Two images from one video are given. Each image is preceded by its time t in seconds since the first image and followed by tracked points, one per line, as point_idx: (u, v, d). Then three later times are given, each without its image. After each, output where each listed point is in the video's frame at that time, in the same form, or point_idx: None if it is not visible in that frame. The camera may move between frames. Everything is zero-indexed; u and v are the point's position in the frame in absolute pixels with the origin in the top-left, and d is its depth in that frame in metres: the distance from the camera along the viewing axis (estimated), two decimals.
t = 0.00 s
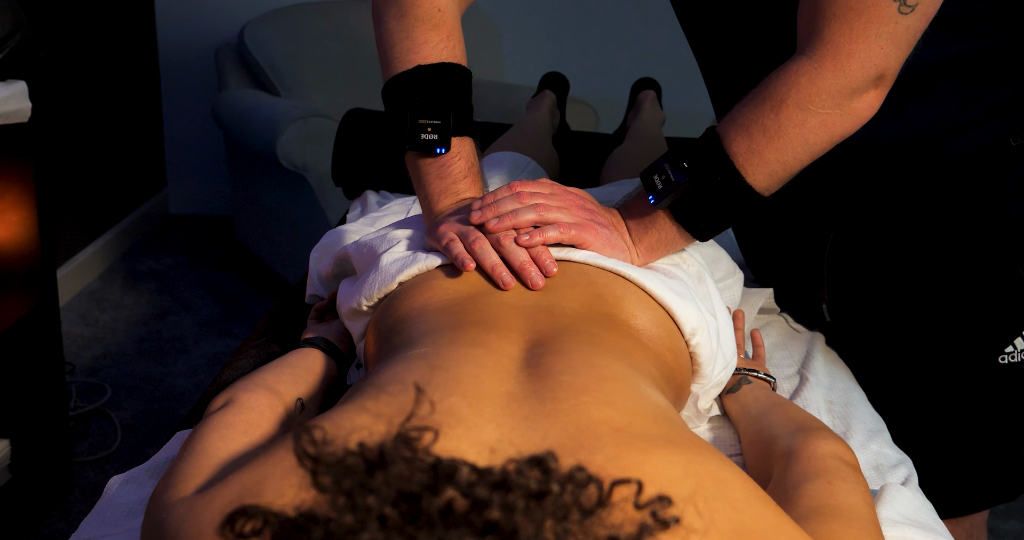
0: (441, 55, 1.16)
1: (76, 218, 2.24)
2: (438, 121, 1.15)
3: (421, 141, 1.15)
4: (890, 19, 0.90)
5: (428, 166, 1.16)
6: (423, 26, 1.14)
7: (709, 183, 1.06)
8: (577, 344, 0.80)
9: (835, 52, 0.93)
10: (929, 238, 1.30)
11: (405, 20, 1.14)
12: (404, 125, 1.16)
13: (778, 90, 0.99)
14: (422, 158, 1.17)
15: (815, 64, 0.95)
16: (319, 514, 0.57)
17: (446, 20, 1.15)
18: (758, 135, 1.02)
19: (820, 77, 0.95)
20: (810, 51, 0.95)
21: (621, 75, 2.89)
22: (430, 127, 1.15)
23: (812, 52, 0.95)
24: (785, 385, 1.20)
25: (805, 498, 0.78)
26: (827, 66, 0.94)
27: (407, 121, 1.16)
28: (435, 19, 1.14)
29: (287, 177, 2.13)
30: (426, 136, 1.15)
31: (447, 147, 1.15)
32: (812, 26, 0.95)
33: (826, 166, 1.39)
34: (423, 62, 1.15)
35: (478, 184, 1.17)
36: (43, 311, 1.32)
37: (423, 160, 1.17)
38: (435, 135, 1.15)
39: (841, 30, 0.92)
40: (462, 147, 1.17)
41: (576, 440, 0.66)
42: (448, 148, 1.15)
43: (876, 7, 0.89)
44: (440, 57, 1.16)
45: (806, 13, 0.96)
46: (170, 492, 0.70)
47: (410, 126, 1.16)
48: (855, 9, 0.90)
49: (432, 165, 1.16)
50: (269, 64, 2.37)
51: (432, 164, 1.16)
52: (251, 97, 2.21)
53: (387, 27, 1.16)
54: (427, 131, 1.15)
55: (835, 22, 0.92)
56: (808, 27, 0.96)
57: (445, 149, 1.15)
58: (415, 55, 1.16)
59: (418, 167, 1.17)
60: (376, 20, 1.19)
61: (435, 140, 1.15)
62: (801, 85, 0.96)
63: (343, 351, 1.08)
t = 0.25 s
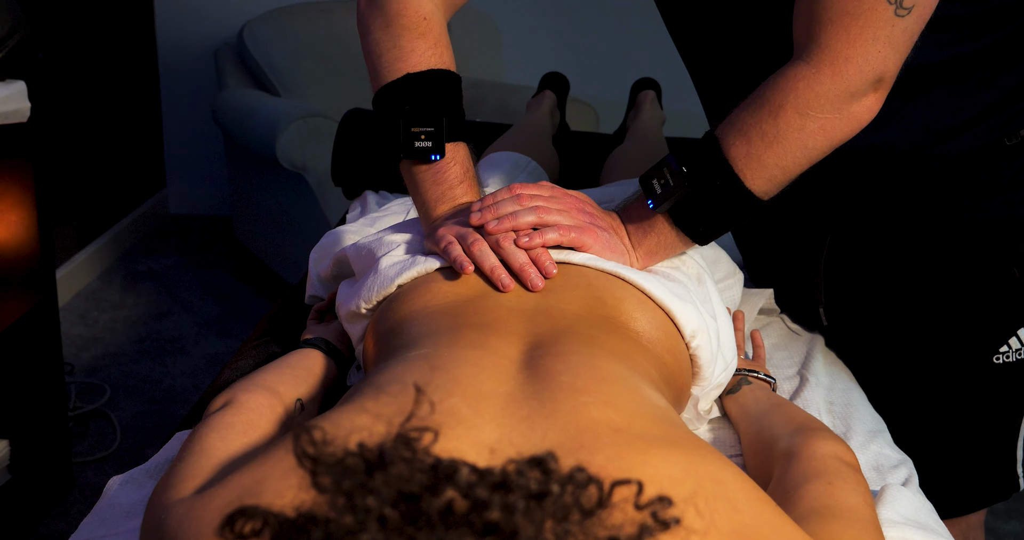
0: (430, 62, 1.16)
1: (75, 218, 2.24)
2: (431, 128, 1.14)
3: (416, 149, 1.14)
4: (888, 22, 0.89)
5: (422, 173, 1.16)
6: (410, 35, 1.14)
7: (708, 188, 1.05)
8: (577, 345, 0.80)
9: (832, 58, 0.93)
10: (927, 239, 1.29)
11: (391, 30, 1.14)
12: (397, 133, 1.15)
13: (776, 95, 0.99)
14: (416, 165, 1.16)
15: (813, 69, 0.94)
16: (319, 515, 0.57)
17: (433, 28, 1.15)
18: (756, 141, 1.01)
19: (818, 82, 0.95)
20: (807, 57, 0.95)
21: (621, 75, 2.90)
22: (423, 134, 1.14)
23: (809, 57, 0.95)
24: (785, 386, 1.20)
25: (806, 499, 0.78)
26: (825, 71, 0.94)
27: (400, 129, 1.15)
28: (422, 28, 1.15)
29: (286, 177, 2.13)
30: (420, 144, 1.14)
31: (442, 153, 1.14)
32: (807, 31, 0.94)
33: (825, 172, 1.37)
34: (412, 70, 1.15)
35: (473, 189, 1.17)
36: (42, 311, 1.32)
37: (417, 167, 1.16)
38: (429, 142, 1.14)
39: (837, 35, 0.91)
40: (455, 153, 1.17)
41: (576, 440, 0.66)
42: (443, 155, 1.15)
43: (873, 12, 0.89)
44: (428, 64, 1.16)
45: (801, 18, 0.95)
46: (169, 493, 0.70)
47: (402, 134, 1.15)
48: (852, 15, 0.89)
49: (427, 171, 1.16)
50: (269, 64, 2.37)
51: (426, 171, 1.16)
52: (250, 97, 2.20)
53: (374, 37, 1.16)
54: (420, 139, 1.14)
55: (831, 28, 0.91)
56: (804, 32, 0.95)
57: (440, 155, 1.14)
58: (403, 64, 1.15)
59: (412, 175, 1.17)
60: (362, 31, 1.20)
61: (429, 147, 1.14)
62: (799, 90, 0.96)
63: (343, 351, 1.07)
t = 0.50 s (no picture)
0: (421, 67, 1.16)
1: (74, 218, 2.24)
2: (425, 133, 1.14)
3: (411, 155, 1.14)
4: (886, 24, 0.89)
5: (418, 179, 1.15)
6: (399, 42, 1.14)
7: (707, 192, 1.05)
8: (576, 347, 0.79)
9: (831, 62, 0.93)
10: (928, 239, 1.29)
11: (380, 38, 1.15)
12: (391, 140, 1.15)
13: (775, 100, 0.98)
14: (412, 171, 1.16)
15: (812, 74, 0.94)
16: (318, 515, 0.57)
17: (422, 34, 1.15)
18: (755, 145, 1.01)
19: (817, 86, 0.94)
20: (805, 61, 0.95)
21: (621, 75, 2.89)
22: (418, 140, 1.14)
23: (807, 61, 0.95)
24: (785, 387, 1.20)
25: (806, 500, 0.78)
26: (823, 75, 0.94)
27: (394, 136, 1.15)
28: (411, 35, 1.15)
29: (286, 177, 2.13)
30: (415, 150, 1.14)
31: (437, 158, 1.14)
32: (805, 36, 0.94)
33: (826, 171, 1.37)
34: (404, 76, 1.15)
35: (471, 192, 1.17)
36: (42, 311, 1.32)
37: (413, 173, 1.16)
38: (424, 148, 1.14)
39: (835, 39, 0.91)
40: (451, 157, 1.17)
41: (576, 440, 0.66)
42: (439, 160, 1.14)
43: (871, 15, 0.89)
44: (419, 70, 1.15)
45: (798, 23, 0.95)
46: (168, 493, 0.70)
47: (397, 141, 1.15)
48: (849, 18, 0.90)
49: (424, 177, 1.15)
50: (268, 63, 2.37)
51: (423, 176, 1.15)
52: (249, 97, 2.20)
53: (362, 46, 1.17)
54: (414, 145, 1.14)
55: (829, 32, 0.91)
56: (802, 36, 0.95)
57: (435, 160, 1.14)
58: (394, 71, 1.16)
59: (409, 181, 1.16)
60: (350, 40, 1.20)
61: (424, 152, 1.14)
62: (798, 94, 0.96)
63: (343, 351, 1.07)
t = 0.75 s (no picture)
0: (414, 72, 1.16)
1: (73, 218, 2.24)
2: (421, 137, 1.15)
3: (407, 159, 1.15)
4: (886, 29, 0.89)
5: (416, 184, 1.16)
6: (391, 47, 1.14)
7: (708, 195, 1.05)
8: (576, 348, 0.79)
9: (832, 66, 0.92)
10: (929, 239, 1.29)
11: (371, 44, 1.14)
12: (388, 147, 1.16)
13: (776, 105, 0.98)
14: (410, 176, 1.16)
15: (813, 79, 0.94)
16: (317, 516, 0.57)
17: (414, 39, 1.15)
18: (756, 149, 1.01)
19: (818, 91, 0.94)
20: (806, 66, 0.94)
21: (621, 75, 2.89)
22: (414, 144, 1.14)
23: (808, 66, 0.94)
24: (786, 387, 1.20)
25: (806, 500, 0.78)
26: (824, 80, 0.93)
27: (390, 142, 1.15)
28: (402, 40, 1.14)
29: (285, 177, 2.12)
30: (411, 154, 1.14)
31: (434, 162, 1.14)
32: (805, 41, 0.94)
33: (827, 175, 1.36)
34: (397, 81, 1.15)
35: (469, 194, 1.17)
36: (41, 312, 1.32)
37: (410, 178, 1.16)
38: (421, 152, 1.14)
39: (836, 44, 0.91)
40: (447, 160, 1.17)
41: (576, 440, 0.66)
42: (435, 164, 1.15)
43: (871, 20, 0.88)
44: (412, 74, 1.15)
45: (798, 27, 0.95)
46: (168, 493, 0.70)
47: (393, 146, 1.15)
48: (849, 23, 0.89)
49: (421, 182, 1.16)
50: (267, 64, 2.37)
51: (420, 181, 1.16)
52: (249, 97, 2.20)
53: (354, 52, 1.16)
54: (410, 149, 1.14)
55: (830, 37, 0.91)
56: (801, 42, 0.95)
57: (432, 164, 1.15)
58: (387, 76, 1.15)
59: (406, 187, 1.17)
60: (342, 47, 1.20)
61: (421, 156, 1.14)
62: (799, 99, 0.96)
63: (343, 352, 1.07)
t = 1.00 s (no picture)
0: (408, 76, 1.16)
1: (72, 218, 2.24)
2: (417, 141, 1.15)
3: (404, 164, 1.15)
4: (887, 34, 0.89)
5: (413, 187, 1.16)
6: (384, 52, 1.14)
7: (709, 199, 1.05)
8: (576, 349, 0.79)
9: (833, 72, 0.92)
10: (929, 240, 1.29)
11: (364, 50, 1.14)
12: (384, 152, 1.16)
13: (777, 109, 0.98)
14: (407, 180, 1.16)
15: (814, 84, 0.93)
16: (317, 517, 0.57)
17: (407, 43, 1.15)
18: (758, 154, 1.00)
19: (819, 96, 0.94)
20: (807, 71, 0.94)
21: (621, 75, 2.89)
22: (411, 148, 1.15)
23: (809, 72, 0.94)
24: (786, 388, 1.20)
25: (806, 501, 0.77)
26: (825, 86, 0.93)
27: (386, 147, 1.15)
28: (395, 44, 1.14)
29: (285, 177, 2.12)
30: (408, 158, 1.14)
31: (431, 165, 1.15)
32: (806, 46, 0.94)
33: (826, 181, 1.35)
34: (391, 86, 1.15)
35: (468, 196, 1.16)
36: (40, 312, 1.32)
37: (407, 182, 1.16)
38: (417, 156, 1.15)
39: (836, 50, 0.91)
40: (445, 162, 1.17)
41: (575, 441, 0.66)
42: (433, 167, 1.15)
43: (871, 26, 0.88)
44: (406, 78, 1.16)
45: (799, 32, 0.95)
46: (167, 494, 0.70)
47: (390, 151, 1.15)
48: (849, 29, 0.89)
49: (418, 186, 1.16)
50: (267, 64, 2.37)
51: (418, 185, 1.16)
52: (248, 98, 2.20)
53: (347, 58, 1.16)
54: (407, 154, 1.15)
55: (831, 43, 0.90)
56: (802, 47, 0.95)
57: (430, 167, 1.15)
58: (381, 81, 1.16)
59: (404, 190, 1.17)
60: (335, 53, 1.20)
61: (418, 160, 1.14)
62: (800, 104, 0.95)
63: (342, 353, 1.07)
